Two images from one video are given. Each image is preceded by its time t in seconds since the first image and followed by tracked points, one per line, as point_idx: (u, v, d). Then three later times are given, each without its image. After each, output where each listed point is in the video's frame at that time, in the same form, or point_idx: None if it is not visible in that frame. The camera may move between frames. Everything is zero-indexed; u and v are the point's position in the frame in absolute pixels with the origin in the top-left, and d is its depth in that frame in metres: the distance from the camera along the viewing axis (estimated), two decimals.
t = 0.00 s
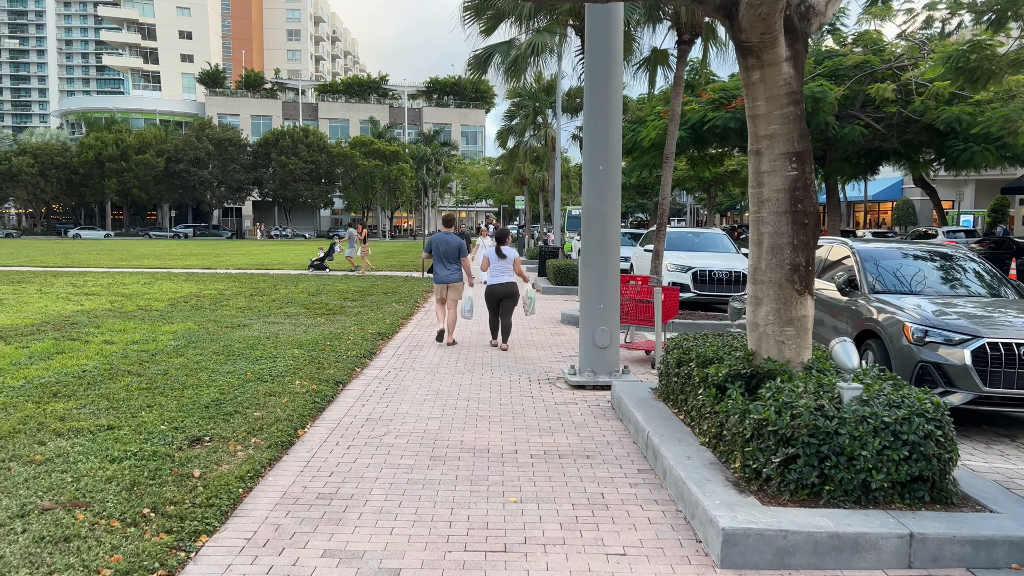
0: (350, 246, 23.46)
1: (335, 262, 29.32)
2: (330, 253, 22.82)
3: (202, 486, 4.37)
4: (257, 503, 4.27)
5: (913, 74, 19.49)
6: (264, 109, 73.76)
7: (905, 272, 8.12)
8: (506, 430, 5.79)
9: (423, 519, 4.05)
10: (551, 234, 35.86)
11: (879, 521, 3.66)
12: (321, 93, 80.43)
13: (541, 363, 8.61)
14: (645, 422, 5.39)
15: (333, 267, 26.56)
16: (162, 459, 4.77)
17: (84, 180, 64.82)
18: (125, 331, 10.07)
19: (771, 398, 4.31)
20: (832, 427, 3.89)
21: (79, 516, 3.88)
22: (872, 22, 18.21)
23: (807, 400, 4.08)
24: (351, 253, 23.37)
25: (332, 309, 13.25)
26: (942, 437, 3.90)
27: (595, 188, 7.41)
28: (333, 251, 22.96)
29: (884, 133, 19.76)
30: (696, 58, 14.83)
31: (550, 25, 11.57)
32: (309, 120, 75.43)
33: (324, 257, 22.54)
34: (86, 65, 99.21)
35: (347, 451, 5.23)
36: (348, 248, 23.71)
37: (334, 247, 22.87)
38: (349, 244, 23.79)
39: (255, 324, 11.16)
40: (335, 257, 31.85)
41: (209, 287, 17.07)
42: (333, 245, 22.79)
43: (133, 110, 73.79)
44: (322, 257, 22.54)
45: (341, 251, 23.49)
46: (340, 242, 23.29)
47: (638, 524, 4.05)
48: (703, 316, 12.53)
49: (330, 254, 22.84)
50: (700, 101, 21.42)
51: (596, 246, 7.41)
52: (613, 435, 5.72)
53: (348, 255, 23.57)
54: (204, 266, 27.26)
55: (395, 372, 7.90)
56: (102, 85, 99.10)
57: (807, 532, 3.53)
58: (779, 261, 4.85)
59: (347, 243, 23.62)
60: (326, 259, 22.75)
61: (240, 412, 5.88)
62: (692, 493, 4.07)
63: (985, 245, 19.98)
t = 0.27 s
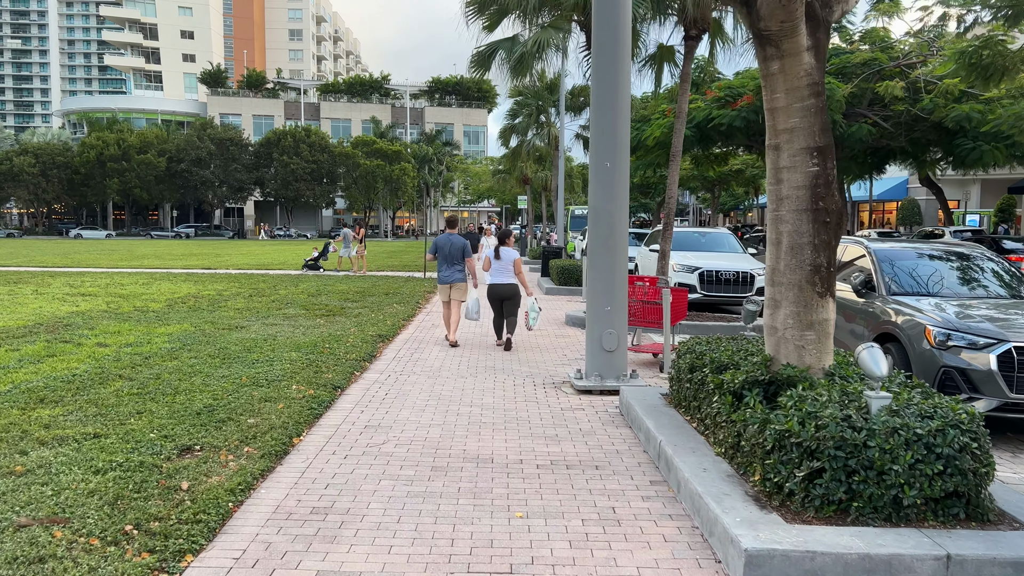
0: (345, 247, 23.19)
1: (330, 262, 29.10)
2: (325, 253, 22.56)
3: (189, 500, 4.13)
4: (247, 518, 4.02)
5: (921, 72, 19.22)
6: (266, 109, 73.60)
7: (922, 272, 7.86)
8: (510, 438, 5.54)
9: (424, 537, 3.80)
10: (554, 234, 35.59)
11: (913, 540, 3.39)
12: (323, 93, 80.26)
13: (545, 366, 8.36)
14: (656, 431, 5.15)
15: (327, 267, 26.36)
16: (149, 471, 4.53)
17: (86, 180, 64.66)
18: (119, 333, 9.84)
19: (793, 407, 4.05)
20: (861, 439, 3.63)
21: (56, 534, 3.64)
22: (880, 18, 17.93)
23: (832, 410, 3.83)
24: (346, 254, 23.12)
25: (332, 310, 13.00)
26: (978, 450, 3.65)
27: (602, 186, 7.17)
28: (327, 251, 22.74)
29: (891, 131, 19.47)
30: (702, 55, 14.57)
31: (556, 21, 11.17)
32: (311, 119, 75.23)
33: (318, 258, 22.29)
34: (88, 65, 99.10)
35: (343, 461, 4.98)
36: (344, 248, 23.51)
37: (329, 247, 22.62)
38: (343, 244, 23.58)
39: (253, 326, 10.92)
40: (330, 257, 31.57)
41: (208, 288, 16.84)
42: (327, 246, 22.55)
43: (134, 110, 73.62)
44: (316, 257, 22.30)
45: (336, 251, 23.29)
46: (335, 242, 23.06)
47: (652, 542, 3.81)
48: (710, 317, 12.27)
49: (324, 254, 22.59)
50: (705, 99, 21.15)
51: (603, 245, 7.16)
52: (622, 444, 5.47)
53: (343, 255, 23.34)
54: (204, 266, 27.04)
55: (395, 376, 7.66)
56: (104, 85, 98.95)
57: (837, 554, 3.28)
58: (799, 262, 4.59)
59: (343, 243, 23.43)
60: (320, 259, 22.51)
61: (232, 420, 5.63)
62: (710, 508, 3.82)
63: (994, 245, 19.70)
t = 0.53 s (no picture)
0: (339, 248, 22.89)
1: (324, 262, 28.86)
2: (318, 253, 22.28)
3: (170, 517, 3.86)
4: (232, 537, 3.77)
5: (929, 70, 18.95)
6: (267, 109, 73.38)
7: (939, 273, 7.58)
8: (513, 448, 5.28)
9: (420, 559, 3.53)
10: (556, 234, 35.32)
11: (950, 565, 3.12)
12: (324, 92, 80.01)
13: (549, 370, 8.10)
14: (667, 441, 4.89)
15: (319, 266, 26.16)
16: (130, 485, 4.27)
17: (86, 180, 64.45)
18: (112, 336, 9.59)
19: (816, 419, 3.79)
20: (892, 454, 3.37)
21: (25, 556, 3.38)
22: (887, 15, 17.64)
23: (859, 423, 3.57)
24: (340, 254, 22.82)
25: (331, 311, 12.74)
26: (1018, 467, 3.37)
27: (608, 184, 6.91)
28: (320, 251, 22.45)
29: (898, 129, 19.19)
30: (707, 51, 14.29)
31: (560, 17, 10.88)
32: (312, 119, 74.99)
33: (311, 257, 22.00)
34: (90, 65, 98.99)
35: (336, 473, 4.72)
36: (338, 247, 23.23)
37: (322, 247, 22.33)
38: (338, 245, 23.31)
39: (249, 328, 10.65)
40: (326, 257, 31.31)
41: (205, 289, 16.58)
42: (320, 245, 22.27)
43: (135, 110, 73.43)
44: (309, 257, 22.04)
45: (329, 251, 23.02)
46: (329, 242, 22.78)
47: (665, 564, 3.55)
48: (717, 318, 12.00)
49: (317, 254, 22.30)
50: (709, 98, 20.88)
51: (609, 245, 6.90)
52: (631, 455, 5.20)
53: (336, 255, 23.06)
54: (203, 266, 26.79)
55: (393, 380, 7.41)
56: (105, 85, 98.79)
57: None
58: (819, 263, 4.33)
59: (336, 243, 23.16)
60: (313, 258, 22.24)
61: (221, 428, 5.37)
62: (728, 528, 3.55)
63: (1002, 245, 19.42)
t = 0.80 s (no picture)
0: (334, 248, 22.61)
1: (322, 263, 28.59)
2: (311, 253, 22.01)
3: (150, 543, 3.60)
4: (216, 563, 3.52)
5: (937, 68, 18.69)
6: (268, 109, 73.16)
7: (955, 276, 7.32)
8: (516, 463, 5.01)
9: None
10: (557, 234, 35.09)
11: None
12: (325, 92, 79.76)
13: (553, 377, 7.83)
14: (678, 457, 4.64)
15: (313, 267, 25.93)
16: (109, 505, 4.02)
17: (86, 180, 64.26)
18: (103, 341, 9.33)
19: (843, 437, 3.52)
20: (929, 479, 3.09)
21: None
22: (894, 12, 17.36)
23: (890, 442, 3.30)
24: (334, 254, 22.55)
25: (329, 314, 12.49)
26: None
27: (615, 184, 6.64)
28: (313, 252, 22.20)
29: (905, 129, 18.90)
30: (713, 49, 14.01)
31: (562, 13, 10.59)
32: (313, 119, 74.77)
33: (305, 258, 21.70)
34: (91, 65, 98.94)
35: (329, 491, 4.46)
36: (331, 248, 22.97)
37: (315, 247, 22.05)
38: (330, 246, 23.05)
39: (245, 332, 10.39)
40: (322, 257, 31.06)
41: (202, 291, 16.32)
42: (315, 246, 22.03)
43: (136, 110, 73.23)
44: (303, 258, 21.78)
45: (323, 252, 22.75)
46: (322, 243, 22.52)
47: None
48: (724, 322, 11.75)
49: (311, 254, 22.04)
50: (714, 96, 20.61)
51: (615, 249, 6.64)
52: (640, 470, 4.94)
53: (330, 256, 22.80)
54: (201, 267, 26.56)
55: (391, 388, 7.15)
56: (107, 86, 98.73)
57: None
58: (843, 269, 4.07)
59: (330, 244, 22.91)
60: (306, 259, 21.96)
61: (210, 441, 5.12)
62: (749, 557, 3.29)
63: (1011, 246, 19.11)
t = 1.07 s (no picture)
0: (326, 248, 22.34)
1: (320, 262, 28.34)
2: (304, 253, 21.78)
3: (129, 562, 3.35)
4: None
5: (945, 65, 18.44)
6: (269, 108, 72.95)
7: (975, 275, 7.05)
8: (522, 473, 4.76)
9: None
10: (559, 234, 34.85)
11: None
12: (326, 92, 79.53)
13: (558, 380, 7.57)
14: (694, 467, 4.38)
15: (306, 266, 25.69)
16: (88, 520, 3.76)
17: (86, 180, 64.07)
18: (95, 342, 9.07)
19: (877, 449, 3.26)
20: (976, 496, 2.83)
21: None
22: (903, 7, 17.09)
23: (932, 456, 3.03)
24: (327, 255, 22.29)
25: (328, 314, 12.24)
26: None
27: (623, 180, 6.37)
28: (307, 251, 21.95)
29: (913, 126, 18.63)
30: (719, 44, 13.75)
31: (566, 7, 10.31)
32: (314, 118, 74.56)
33: (298, 258, 21.46)
34: (92, 65, 98.79)
35: (323, 503, 4.20)
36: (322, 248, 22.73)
37: (308, 247, 21.81)
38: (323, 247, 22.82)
39: (241, 333, 10.13)
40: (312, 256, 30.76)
41: (199, 291, 16.07)
42: (306, 245, 21.73)
43: (136, 109, 73.04)
44: (295, 257, 21.50)
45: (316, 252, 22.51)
46: (315, 243, 22.28)
47: None
48: (732, 322, 11.48)
49: (304, 254, 21.80)
50: (718, 94, 20.35)
51: (624, 247, 6.37)
52: (653, 480, 4.68)
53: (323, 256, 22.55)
54: (200, 267, 26.33)
55: (391, 392, 6.88)
56: (108, 86, 98.53)
57: None
58: (872, 268, 3.80)
59: (323, 244, 22.67)
60: (299, 259, 21.72)
61: (200, 449, 4.86)
62: None
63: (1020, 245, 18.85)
